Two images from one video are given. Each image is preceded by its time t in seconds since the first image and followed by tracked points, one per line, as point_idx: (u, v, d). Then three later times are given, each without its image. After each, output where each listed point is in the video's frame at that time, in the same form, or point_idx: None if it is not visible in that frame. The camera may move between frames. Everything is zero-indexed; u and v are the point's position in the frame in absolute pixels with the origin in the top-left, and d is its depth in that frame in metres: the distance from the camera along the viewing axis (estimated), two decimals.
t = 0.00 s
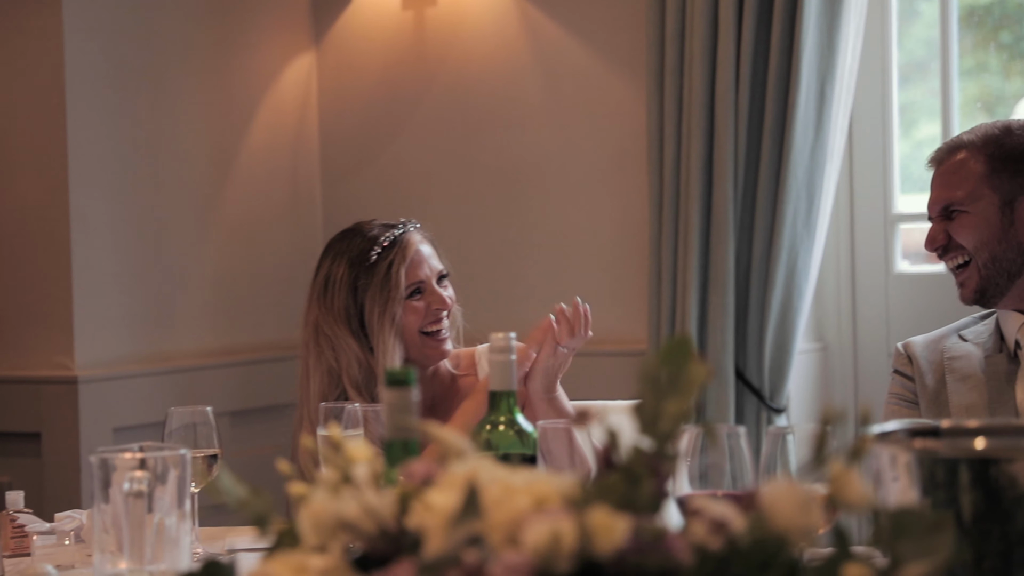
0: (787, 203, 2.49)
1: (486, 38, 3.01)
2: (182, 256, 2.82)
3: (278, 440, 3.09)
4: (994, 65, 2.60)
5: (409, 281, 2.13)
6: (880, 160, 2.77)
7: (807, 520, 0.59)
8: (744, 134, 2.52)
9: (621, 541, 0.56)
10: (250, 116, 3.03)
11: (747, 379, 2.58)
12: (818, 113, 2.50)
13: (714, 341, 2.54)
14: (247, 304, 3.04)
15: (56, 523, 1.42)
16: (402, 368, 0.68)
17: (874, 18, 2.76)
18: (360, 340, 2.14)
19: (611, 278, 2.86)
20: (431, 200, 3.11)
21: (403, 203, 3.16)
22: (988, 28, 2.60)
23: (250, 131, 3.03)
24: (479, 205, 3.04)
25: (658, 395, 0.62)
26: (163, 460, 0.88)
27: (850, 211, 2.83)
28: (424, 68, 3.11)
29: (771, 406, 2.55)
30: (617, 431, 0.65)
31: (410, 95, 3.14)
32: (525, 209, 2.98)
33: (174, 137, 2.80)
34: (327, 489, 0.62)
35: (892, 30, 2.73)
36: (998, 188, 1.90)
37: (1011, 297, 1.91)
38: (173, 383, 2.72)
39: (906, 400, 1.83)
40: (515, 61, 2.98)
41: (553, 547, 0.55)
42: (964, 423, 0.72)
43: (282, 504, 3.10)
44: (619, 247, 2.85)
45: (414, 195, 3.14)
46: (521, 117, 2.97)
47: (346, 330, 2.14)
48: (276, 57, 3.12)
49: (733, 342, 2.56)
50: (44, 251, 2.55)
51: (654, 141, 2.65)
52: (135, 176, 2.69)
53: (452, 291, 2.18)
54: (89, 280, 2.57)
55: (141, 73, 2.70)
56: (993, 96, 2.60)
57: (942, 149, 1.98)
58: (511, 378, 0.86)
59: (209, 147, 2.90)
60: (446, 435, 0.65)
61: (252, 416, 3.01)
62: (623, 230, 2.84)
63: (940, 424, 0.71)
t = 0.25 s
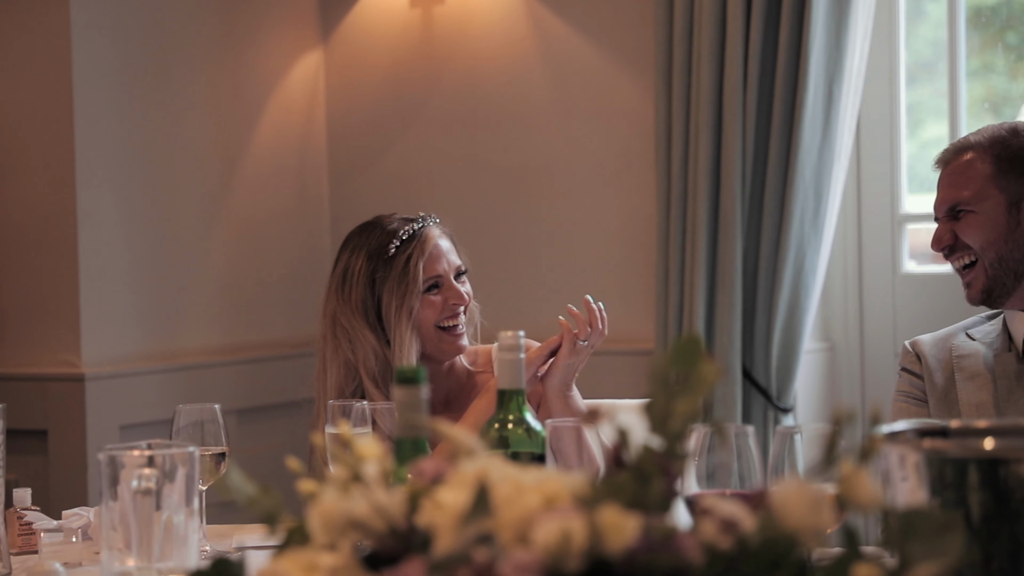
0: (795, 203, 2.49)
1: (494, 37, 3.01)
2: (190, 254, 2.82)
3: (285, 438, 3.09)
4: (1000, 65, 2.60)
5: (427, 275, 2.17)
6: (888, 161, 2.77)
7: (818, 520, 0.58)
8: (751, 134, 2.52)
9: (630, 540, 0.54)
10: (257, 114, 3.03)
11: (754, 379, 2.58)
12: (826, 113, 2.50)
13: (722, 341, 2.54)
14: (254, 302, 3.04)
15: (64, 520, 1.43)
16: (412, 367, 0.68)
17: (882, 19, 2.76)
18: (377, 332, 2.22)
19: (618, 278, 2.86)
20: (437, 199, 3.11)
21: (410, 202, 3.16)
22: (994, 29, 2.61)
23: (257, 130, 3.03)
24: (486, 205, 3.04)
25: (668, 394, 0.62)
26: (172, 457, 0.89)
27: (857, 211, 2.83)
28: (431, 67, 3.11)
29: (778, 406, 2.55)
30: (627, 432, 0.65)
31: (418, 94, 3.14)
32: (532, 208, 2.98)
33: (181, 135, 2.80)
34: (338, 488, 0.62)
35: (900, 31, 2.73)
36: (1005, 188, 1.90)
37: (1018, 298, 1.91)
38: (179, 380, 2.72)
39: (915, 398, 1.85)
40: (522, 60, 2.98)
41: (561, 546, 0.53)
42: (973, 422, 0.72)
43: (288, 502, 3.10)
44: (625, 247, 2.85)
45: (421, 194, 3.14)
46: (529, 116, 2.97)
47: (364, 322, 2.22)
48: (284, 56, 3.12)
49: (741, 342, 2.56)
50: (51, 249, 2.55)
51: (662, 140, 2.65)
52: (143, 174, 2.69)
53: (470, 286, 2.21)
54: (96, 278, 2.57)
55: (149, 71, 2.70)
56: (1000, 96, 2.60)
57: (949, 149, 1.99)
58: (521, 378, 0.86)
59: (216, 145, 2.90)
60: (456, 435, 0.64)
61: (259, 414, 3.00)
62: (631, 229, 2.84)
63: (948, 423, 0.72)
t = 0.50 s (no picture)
0: (799, 202, 2.49)
1: (498, 36, 3.01)
2: (194, 253, 2.82)
3: (289, 437, 3.09)
4: (1004, 66, 2.60)
5: (440, 269, 2.19)
6: (891, 160, 2.77)
7: (824, 520, 0.57)
8: (756, 133, 2.52)
9: (637, 539, 0.54)
10: (261, 113, 3.03)
11: (758, 378, 2.58)
12: (831, 112, 2.50)
13: (726, 340, 2.55)
14: (258, 301, 3.04)
15: (67, 520, 1.42)
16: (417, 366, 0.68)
17: (886, 19, 2.76)
18: (391, 327, 2.23)
19: (621, 277, 2.86)
20: (440, 198, 3.11)
21: (414, 201, 3.16)
22: (998, 30, 2.61)
23: (261, 129, 3.03)
24: (489, 204, 3.04)
25: (674, 393, 0.61)
26: (176, 455, 0.89)
27: (861, 211, 2.83)
28: (435, 66, 3.11)
29: (782, 405, 2.55)
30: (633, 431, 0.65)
31: (421, 93, 3.14)
32: (536, 208, 2.98)
33: (185, 134, 2.79)
34: (344, 487, 0.62)
35: (904, 31, 2.73)
36: (1015, 187, 1.88)
37: None
38: (184, 380, 2.73)
39: (920, 399, 1.86)
40: (526, 60, 2.98)
41: (568, 545, 0.53)
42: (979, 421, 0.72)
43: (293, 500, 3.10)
44: (629, 246, 2.85)
45: (424, 193, 3.14)
46: (532, 116, 2.97)
47: (377, 317, 2.23)
48: (288, 55, 3.12)
49: (744, 341, 2.56)
50: (54, 248, 2.54)
51: (666, 140, 2.65)
52: (147, 173, 2.69)
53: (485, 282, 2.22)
54: (101, 277, 2.56)
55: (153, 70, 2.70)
56: (1003, 97, 2.60)
57: (958, 150, 1.98)
58: (526, 377, 0.87)
59: (219, 144, 2.90)
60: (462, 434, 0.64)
61: (263, 413, 3.00)
62: (634, 228, 2.85)
63: (954, 422, 0.72)
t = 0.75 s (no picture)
0: (800, 203, 2.50)
1: (499, 36, 3.01)
2: (196, 252, 2.82)
3: (290, 437, 3.09)
4: (1005, 67, 2.60)
5: (451, 261, 2.20)
6: (892, 161, 2.78)
7: (826, 521, 0.56)
8: (758, 134, 2.53)
9: (639, 540, 0.54)
10: (263, 113, 3.03)
11: (760, 378, 2.58)
12: (832, 113, 2.50)
13: (727, 341, 2.55)
14: (260, 301, 3.04)
15: (70, 518, 1.42)
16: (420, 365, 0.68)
17: (888, 20, 2.76)
18: (403, 321, 2.24)
19: (622, 278, 2.87)
20: (442, 198, 3.12)
21: (415, 201, 3.16)
22: (999, 31, 2.61)
23: (263, 128, 3.03)
24: (490, 204, 3.05)
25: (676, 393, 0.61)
26: (177, 454, 0.88)
27: (862, 212, 2.83)
28: (437, 67, 3.11)
29: (783, 406, 2.55)
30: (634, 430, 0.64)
31: (423, 93, 3.14)
32: (537, 208, 2.98)
33: (187, 133, 2.79)
34: (347, 486, 0.62)
35: (906, 32, 2.74)
36: None
37: None
38: (187, 379, 2.73)
39: (924, 398, 1.84)
40: (528, 60, 2.98)
41: (571, 545, 0.53)
42: (980, 422, 0.72)
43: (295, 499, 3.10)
44: (630, 247, 2.85)
45: (426, 193, 3.14)
46: (534, 116, 2.97)
47: (390, 310, 2.24)
48: (290, 55, 3.12)
49: (746, 342, 2.56)
50: (56, 247, 2.54)
51: (668, 140, 2.65)
52: (150, 172, 2.69)
53: (495, 274, 2.24)
54: (103, 275, 2.56)
55: (155, 69, 2.70)
56: (1004, 98, 2.60)
57: (970, 150, 1.95)
58: (528, 376, 0.87)
59: (221, 143, 2.90)
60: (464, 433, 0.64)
61: (264, 413, 3.01)
62: (635, 229, 2.85)
63: (956, 424, 0.72)
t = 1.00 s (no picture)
0: (799, 203, 2.50)
1: (499, 37, 3.01)
2: (195, 252, 2.82)
3: (289, 437, 3.09)
4: (1003, 68, 2.61)
5: (456, 255, 2.21)
6: (891, 161, 2.78)
7: (826, 520, 0.56)
8: (756, 134, 2.53)
9: (639, 539, 0.54)
10: (262, 113, 3.03)
11: (759, 379, 2.58)
12: (831, 113, 2.50)
13: (726, 341, 2.55)
14: (260, 301, 3.04)
15: (69, 517, 1.42)
16: (419, 366, 0.68)
17: (887, 20, 2.77)
18: (410, 317, 2.24)
19: (621, 278, 2.87)
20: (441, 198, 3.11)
21: (414, 201, 3.16)
22: (997, 32, 2.61)
23: (262, 128, 3.03)
24: (489, 205, 3.05)
25: (675, 393, 0.61)
26: (176, 454, 0.88)
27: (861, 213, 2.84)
28: (436, 67, 3.11)
29: (782, 406, 2.55)
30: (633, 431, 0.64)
31: (422, 94, 3.14)
32: (536, 208, 2.98)
33: (186, 133, 2.79)
34: (346, 486, 0.62)
35: (905, 33, 2.74)
36: None
37: None
38: (186, 378, 2.73)
39: (925, 402, 1.80)
40: (527, 60, 2.98)
41: (570, 545, 0.53)
42: (979, 423, 0.72)
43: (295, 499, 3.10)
44: (629, 247, 2.85)
45: (425, 193, 3.14)
46: (533, 116, 2.98)
47: (396, 307, 2.24)
48: (289, 56, 3.12)
49: (745, 342, 2.56)
50: (55, 246, 2.54)
51: (667, 141, 2.66)
52: (150, 172, 2.69)
53: (501, 267, 2.25)
54: (102, 275, 2.56)
55: (153, 69, 2.70)
56: (1002, 99, 2.61)
57: (1004, 136, 1.85)
58: (527, 377, 0.87)
59: (220, 143, 2.90)
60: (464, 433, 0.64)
61: (263, 412, 3.00)
62: (634, 229, 2.85)
63: (955, 424, 0.72)
